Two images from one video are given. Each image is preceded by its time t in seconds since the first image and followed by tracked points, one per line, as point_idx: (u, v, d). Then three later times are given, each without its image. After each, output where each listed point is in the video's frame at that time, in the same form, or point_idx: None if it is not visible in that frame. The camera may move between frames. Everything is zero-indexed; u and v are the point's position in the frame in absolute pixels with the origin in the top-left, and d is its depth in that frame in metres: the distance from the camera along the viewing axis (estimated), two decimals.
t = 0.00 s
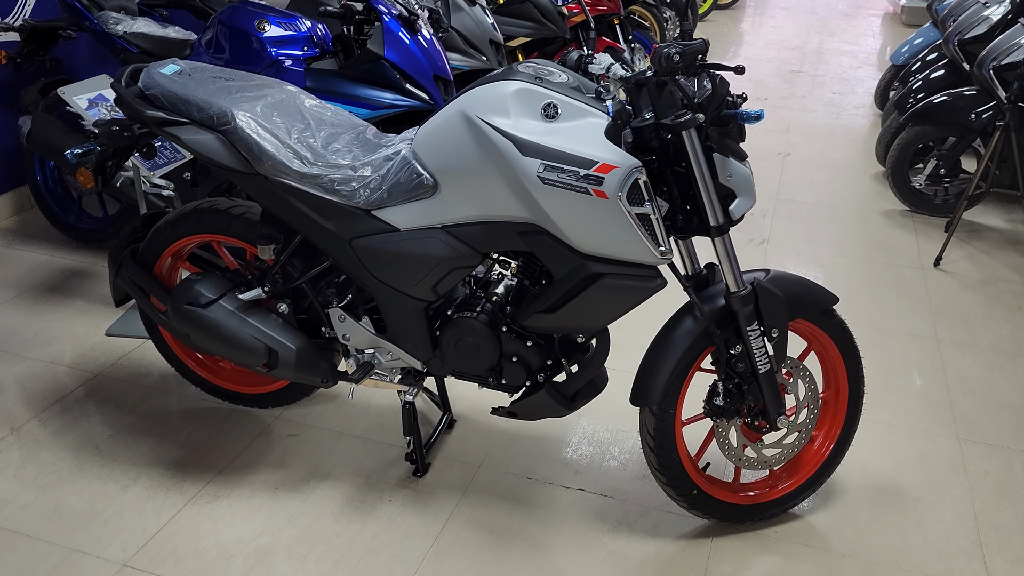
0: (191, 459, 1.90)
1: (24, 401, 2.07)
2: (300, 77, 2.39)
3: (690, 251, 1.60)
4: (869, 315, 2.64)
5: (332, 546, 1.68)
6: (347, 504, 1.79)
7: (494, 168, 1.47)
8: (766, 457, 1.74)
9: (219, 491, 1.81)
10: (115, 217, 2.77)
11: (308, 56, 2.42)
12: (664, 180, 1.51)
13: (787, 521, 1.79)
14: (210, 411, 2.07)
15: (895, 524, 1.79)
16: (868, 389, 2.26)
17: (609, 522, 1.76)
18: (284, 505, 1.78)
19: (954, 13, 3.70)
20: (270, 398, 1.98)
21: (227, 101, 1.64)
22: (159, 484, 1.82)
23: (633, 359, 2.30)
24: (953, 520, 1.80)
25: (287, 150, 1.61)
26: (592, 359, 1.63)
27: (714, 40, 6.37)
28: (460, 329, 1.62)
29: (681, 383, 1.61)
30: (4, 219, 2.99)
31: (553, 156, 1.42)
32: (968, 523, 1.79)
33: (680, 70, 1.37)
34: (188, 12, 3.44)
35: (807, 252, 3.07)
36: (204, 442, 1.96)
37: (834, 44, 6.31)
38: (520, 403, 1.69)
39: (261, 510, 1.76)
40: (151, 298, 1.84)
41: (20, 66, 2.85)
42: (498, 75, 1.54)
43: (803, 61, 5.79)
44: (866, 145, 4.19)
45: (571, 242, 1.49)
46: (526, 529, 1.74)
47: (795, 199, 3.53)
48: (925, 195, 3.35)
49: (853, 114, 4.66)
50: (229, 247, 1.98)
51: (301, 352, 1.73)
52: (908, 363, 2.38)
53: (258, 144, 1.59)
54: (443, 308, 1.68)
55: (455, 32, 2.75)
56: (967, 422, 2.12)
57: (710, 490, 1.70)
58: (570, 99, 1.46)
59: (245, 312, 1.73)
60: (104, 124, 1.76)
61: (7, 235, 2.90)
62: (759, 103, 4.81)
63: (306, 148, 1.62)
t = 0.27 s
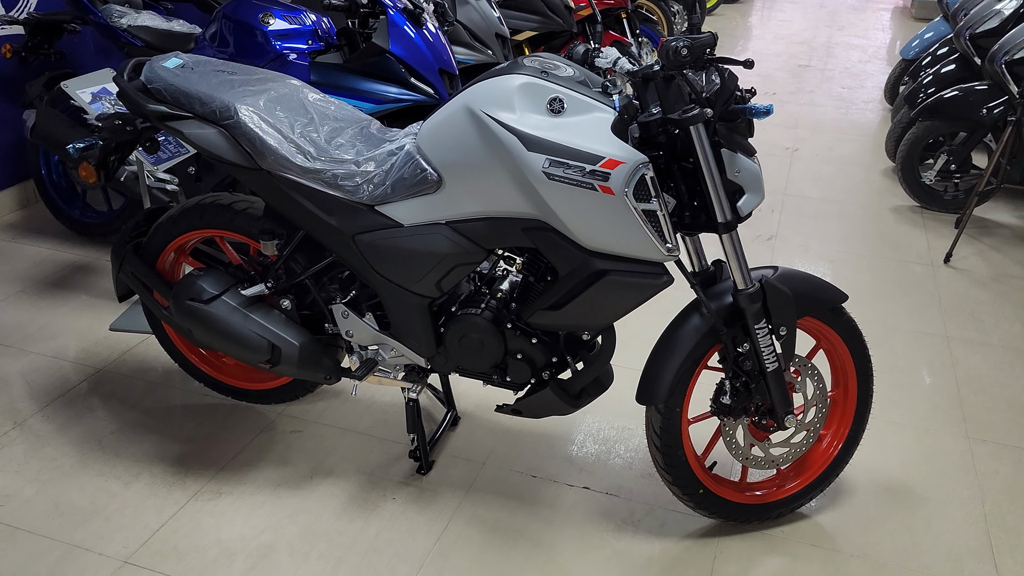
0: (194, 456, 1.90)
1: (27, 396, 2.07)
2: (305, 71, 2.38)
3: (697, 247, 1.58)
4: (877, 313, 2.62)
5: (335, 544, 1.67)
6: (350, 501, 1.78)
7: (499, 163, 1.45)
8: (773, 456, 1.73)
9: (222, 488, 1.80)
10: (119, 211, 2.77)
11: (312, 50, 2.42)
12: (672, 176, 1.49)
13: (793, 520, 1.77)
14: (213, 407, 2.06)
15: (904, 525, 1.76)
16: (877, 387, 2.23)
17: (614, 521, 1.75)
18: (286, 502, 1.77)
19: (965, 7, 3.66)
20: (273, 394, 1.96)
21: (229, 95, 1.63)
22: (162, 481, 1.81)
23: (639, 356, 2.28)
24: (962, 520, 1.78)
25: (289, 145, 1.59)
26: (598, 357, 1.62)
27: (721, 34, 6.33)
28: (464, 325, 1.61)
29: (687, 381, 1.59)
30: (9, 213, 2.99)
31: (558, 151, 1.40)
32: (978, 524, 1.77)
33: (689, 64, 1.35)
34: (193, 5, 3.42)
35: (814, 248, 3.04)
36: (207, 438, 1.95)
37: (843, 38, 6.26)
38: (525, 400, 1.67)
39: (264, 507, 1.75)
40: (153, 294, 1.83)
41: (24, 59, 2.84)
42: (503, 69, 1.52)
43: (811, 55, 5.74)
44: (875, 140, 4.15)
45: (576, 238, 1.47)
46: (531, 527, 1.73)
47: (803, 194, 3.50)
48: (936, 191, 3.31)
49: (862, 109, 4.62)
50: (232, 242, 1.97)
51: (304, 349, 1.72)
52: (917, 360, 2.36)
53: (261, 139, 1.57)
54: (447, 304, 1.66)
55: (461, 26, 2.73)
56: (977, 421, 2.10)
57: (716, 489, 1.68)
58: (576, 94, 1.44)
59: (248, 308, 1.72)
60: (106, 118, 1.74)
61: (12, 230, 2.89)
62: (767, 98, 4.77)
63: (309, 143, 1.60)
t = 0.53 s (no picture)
0: (190, 492, 1.84)
1: (23, 425, 2.02)
2: (313, 96, 2.34)
3: (714, 287, 1.51)
4: (900, 348, 2.53)
5: None
6: (348, 544, 1.71)
7: (506, 199, 1.39)
8: (792, 505, 1.64)
9: (217, 528, 1.74)
10: (126, 233, 2.74)
11: (322, 74, 2.37)
12: (687, 213, 1.42)
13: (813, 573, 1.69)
14: (212, 440, 2.01)
15: None
16: (901, 428, 2.14)
17: (624, 570, 1.67)
18: (283, 544, 1.71)
19: (989, 33, 3.59)
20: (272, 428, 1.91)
21: (231, 124, 1.59)
22: (156, 519, 1.76)
23: (653, 392, 2.21)
24: None
25: (291, 176, 1.55)
26: (609, 400, 1.55)
27: (740, 55, 6.27)
28: (469, 364, 1.55)
29: (702, 427, 1.52)
30: (17, 233, 2.97)
31: (569, 188, 1.34)
32: None
33: (707, 99, 1.29)
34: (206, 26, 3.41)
35: (834, 278, 2.96)
36: (204, 473, 1.90)
37: (864, 61, 6.18)
38: (532, 443, 1.61)
39: (260, 549, 1.69)
40: (152, 324, 1.79)
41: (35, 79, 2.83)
42: (512, 99, 1.46)
43: (831, 78, 5.67)
44: (896, 166, 4.07)
45: (587, 277, 1.41)
46: (537, 575, 1.65)
47: (822, 222, 3.42)
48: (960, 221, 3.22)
49: (883, 134, 4.54)
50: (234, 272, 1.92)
51: (304, 385, 1.66)
52: (943, 400, 2.26)
53: (262, 169, 1.53)
54: (452, 341, 1.60)
55: (474, 50, 2.68)
56: (1006, 466, 2.00)
57: (731, 540, 1.60)
58: (588, 127, 1.38)
59: (247, 343, 1.66)
60: (107, 145, 1.71)
61: (19, 250, 2.87)
62: (785, 121, 4.70)
63: (312, 174, 1.56)
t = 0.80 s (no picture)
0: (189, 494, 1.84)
1: (22, 427, 2.03)
2: (312, 98, 2.34)
3: (711, 288, 1.51)
4: (899, 349, 2.53)
5: None
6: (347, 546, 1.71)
7: (504, 201, 1.39)
8: (789, 507, 1.65)
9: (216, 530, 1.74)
10: (126, 236, 2.74)
11: (321, 77, 2.38)
12: (684, 215, 1.42)
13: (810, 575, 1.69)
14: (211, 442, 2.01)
15: None
16: (899, 430, 2.14)
17: (621, 572, 1.67)
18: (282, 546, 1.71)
19: (988, 34, 3.59)
20: (270, 430, 1.92)
21: (229, 126, 1.59)
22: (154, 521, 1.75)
23: (652, 394, 2.21)
24: None
25: (289, 178, 1.55)
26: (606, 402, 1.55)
27: (740, 57, 6.28)
28: (467, 366, 1.54)
29: (699, 429, 1.52)
30: (16, 235, 2.97)
31: (565, 190, 1.34)
32: None
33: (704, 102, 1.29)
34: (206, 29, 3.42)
35: (833, 279, 2.96)
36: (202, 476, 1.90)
37: (864, 63, 6.19)
38: (530, 444, 1.61)
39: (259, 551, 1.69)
40: (150, 327, 1.79)
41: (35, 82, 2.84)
42: (509, 102, 1.47)
43: (831, 80, 5.68)
44: (896, 168, 4.07)
45: (584, 279, 1.41)
46: None
47: (822, 223, 3.42)
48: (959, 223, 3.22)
49: (883, 136, 4.54)
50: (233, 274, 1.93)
51: (302, 387, 1.67)
52: (941, 401, 2.26)
53: (259, 171, 1.53)
54: (450, 343, 1.60)
55: (473, 53, 2.69)
56: (1004, 467, 2.01)
57: (729, 542, 1.60)
58: (585, 129, 1.39)
59: (245, 345, 1.67)
60: (105, 147, 1.71)
61: (19, 252, 2.87)
62: (785, 123, 4.70)
63: (310, 176, 1.56)
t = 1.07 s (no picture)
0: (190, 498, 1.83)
1: (24, 431, 2.02)
2: (314, 101, 2.33)
3: (713, 291, 1.51)
4: (902, 351, 2.52)
5: None
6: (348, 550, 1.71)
7: (506, 204, 1.38)
8: (792, 511, 1.64)
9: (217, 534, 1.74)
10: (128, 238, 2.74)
11: (323, 80, 2.38)
12: (687, 217, 1.42)
13: None
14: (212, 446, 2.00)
15: None
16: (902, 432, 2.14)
17: None
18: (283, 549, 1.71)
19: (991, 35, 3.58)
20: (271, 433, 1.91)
21: (231, 129, 1.58)
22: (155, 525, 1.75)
23: (654, 396, 2.21)
24: None
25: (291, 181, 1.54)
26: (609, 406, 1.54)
27: (741, 59, 6.27)
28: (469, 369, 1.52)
29: (702, 432, 1.51)
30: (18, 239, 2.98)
31: (568, 193, 1.34)
32: None
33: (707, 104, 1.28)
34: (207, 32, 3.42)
35: (835, 281, 2.95)
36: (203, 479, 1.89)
37: (865, 64, 6.18)
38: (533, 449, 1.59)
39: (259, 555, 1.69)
40: (152, 331, 1.78)
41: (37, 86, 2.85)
42: (511, 105, 1.47)
43: (833, 81, 5.67)
44: (898, 169, 4.06)
45: (585, 282, 1.41)
46: None
47: (824, 225, 3.42)
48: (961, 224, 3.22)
49: (884, 137, 4.53)
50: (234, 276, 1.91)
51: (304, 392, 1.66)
52: (944, 403, 2.26)
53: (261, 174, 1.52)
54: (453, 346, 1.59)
55: (475, 55, 2.69)
56: (1007, 470, 2.00)
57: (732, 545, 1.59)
58: (587, 133, 1.39)
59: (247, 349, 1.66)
60: (108, 151, 1.72)
61: (20, 255, 2.88)
62: (786, 125, 4.70)
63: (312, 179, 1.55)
